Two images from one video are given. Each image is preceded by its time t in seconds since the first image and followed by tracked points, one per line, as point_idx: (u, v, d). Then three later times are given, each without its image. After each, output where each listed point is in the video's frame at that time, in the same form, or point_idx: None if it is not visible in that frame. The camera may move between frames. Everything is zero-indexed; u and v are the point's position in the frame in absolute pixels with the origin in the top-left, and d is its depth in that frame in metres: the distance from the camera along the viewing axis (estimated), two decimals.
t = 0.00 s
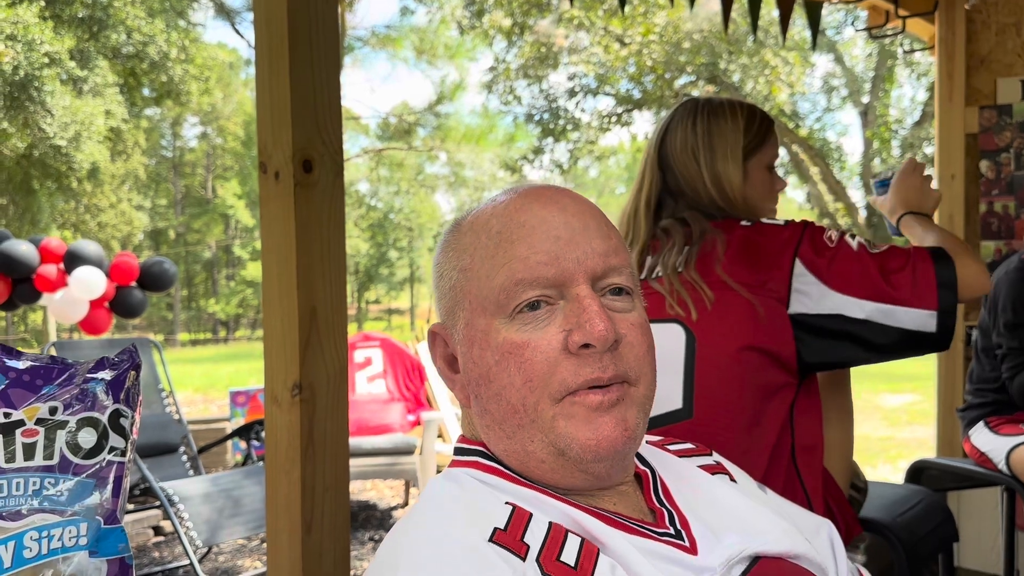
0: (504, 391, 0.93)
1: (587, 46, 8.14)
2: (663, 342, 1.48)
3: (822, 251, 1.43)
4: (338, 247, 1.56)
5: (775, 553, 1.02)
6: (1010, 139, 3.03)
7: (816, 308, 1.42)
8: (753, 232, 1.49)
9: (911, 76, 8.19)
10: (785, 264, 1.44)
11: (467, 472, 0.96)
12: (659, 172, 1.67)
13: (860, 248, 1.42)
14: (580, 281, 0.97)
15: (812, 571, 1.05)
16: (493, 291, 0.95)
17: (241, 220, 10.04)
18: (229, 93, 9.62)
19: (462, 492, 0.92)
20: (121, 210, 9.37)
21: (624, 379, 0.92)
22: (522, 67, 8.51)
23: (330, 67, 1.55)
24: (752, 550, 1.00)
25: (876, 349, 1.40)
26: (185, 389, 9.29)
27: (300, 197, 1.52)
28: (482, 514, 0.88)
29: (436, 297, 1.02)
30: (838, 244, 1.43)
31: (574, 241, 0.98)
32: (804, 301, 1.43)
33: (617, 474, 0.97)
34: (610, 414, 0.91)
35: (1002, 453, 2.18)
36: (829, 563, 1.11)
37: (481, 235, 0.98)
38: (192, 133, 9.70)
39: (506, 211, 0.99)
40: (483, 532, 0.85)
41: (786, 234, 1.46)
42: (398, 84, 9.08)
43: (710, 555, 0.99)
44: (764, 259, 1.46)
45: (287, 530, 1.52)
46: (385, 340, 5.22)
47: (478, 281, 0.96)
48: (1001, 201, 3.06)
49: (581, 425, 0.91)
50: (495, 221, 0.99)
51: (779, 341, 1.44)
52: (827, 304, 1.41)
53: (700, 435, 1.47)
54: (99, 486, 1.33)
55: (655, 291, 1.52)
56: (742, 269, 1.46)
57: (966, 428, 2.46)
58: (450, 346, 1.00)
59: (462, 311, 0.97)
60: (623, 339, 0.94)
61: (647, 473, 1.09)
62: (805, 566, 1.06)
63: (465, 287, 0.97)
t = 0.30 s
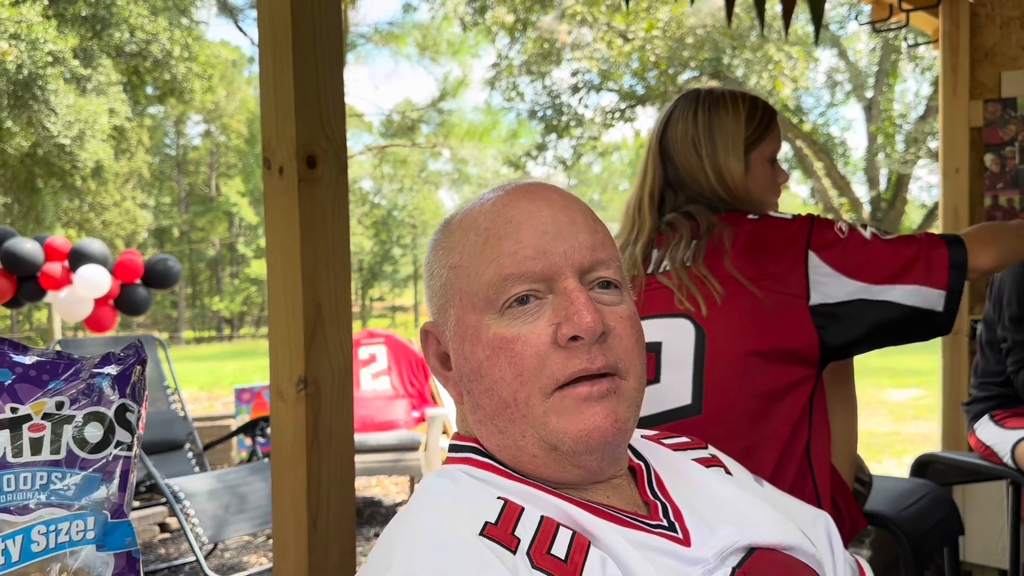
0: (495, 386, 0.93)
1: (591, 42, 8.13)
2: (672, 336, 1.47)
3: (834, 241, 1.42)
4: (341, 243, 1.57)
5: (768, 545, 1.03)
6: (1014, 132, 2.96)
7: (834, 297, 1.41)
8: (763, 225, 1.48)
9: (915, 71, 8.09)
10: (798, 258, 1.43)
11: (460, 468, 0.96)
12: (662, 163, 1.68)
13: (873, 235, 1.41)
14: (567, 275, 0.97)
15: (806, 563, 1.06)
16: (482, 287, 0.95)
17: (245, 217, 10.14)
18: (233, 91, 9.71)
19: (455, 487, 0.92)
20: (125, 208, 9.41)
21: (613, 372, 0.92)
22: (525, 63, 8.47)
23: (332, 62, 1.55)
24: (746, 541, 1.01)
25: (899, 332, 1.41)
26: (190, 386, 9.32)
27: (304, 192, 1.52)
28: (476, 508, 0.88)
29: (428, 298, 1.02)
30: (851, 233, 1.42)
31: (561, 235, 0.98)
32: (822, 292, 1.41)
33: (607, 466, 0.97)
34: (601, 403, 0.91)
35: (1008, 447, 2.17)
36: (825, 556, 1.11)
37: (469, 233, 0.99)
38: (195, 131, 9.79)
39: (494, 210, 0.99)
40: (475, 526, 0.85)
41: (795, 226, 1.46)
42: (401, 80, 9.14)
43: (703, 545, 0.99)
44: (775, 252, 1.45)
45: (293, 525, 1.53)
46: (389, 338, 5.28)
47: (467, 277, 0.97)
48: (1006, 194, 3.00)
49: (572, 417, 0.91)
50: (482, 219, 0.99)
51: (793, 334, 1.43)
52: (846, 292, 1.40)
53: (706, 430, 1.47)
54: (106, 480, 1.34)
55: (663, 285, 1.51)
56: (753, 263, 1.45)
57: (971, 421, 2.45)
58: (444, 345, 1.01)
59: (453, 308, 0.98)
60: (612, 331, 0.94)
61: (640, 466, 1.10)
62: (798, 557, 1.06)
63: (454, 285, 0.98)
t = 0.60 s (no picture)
0: (495, 386, 0.93)
1: (593, 39, 8.16)
2: (685, 332, 1.47)
3: (848, 246, 1.42)
4: (343, 242, 1.57)
5: (769, 543, 1.03)
6: (1016, 128, 2.96)
7: (849, 300, 1.40)
8: (780, 226, 1.48)
9: (918, 66, 8.06)
10: (815, 259, 1.43)
11: (462, 468, 0.97)
12: (672, 162, 1.67)
13: (883, 242, 1.42)
14: (568, 275, 0.97)
15: (807, 562, 1.06)
16: (484, 288, 0.95)
17: (248, 216, 10.14)
18: (235, 89, 9.68)
19: (456, 487, 0.92)
20: (129, 208, 9.41)
21: (615, 371, 0.92)
22: (528, 60, 8.50)
23: (332, 63, 1.55)
24: (747, 539, 1.01)
25: (911, 337, 1.40)
26: (194, 385, 9.33)
27: (306, 192, 1.52)
28: (477, 507, 0.89)
29: (430, 298, 1.03)
30: (865, 239, 1.42)
31: (561, 236, 0.98)
32: (837, 297, 1.41)
33: (607, 466, 0.97)
34: (601, 403, 0.91)
35: (1011, 443, 2.17)
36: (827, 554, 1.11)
37: (471, 234, 0.99)
38: (198, 130, 9.78)
39: (496, 210, 1.00)
40: (476, 526, 0.86)
41: (811, 228, 1.46)
42: (405, 78, 9.14)
43: (704, 544, 0.99)
44: (790, 253, 1.45)
45: (298, 524, 1.53)
46: (393, 335, 5.23)
47: (468, 278, 0.97)
48: (1009, 190, 3.00)
49: (572, 417, 0.91)
50: (484, 220, 0.99)
51: (807, 339, 1.42)
52: (860, 295, 1.39)
53: (715, 429, 1.47)
54: (110, 481, 1.34)
55: (677, 282, 1.51)
56: (768, 262, 1.45)
57: (974, 418, 2.45)
58: (445, 345, 1.01)
59: (454, 309, 0.98)
60: (612, 331, 0.94)
61: (643, 465, 1.10)
62: (799, 555, 1.06)
63: (456, 286, 0.98)
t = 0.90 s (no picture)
0: (509, 384, 0.94)
1: (594, 37, 8.17)
2: (688, 333, 1.47)
3: (854, 247, 1.42)
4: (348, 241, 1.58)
5: (779, 540, 1.04)
6: (1018, 124, 2.96)
7: (853, 301, 1.41)
8: (785, 226, 1.48)
9: (919, 62, 8.05)
10: (820, 259, 1.43)
11: (473, 464, 0.97)
12: (681, 157, 1.67)
13: (890, 242, 1.42)
14: (584, 275, 0.97)
15: (817, 559, 1.07)
16: (498, 287, 0.96)
17: (251, 215, 10.13)
18: (236, 89, 9.69)
19: (468, 483, 0.93)
20: (130, 208, 9.44)
21: (628, 371, 0.93)
22: (529, 58, 8.47)
23: (335, 63, 1.55)
24: (757, 537, 1.01)
25: (916, 339, 1.41)
26: (197, 384, 9.35)
27: (310, 192, 1.53)
28: (490, 505, 0.89)
29: (442, 293, 1.03)
30: (870, 240, 1.42)
31: (578, 235, 0.99)
32: (840, 297, 1.42)
33: (620, 463, 0.98)
34: (615, 401, 0.92)
35: (1014, 440, 2.18)
36: (836, 551, 1.12)
37: (486, 230, 0.99)
38: (199, 130, 9.79)
39: (512, 206, 1.00)
40: (490, 524, 0.86)
41: (817, 228, 1.46)
42: (406, 77, 9.12)
43: (715, 541, 1.00)
44: (795, 253, 1.45)
45: (301, 524, 1.54)
46: (395, 334, 5.24)
47: (483, 275, 0.97)
48: (1011, 187, 3.00)
49: (586, 415, 0.92)
50: (499, 216, 0.99)
51: (812, 339, 1.43)
52: (864, 297, 1.40)
53: (717, 429, 1.48)
54: (116, 481, 1.35)
55: (680, 281, 1.51)
56: (772, 262, 1.45)
57: (977, 415, 2.46)
58: (457, 341, 1.02)
59: (467, 305, 0.98)
60: (627, 332, 0.95)
61: (652, 462, 1.11)
62: (809, 553, 1.07)
63: (469, 282, 0.98)
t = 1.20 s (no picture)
0: (499, 388, 0.93)
1: (594, 36, 8.18)
2: (689, 337, 1.46)
3: (856, 231, 1.43)
4: (347, 242, 1.58)
5: (776, 540, 1.03)
6: (1018, 122, 2.97)
7: (857, 290, 1.41)
8: (785, 223, 1.47)
9: (919, 61, 8.02)
10: (820, 254, 1.43)
11: (467, 467, 0.97)
12: (717, 135, 1.62)
13: (893, 221, 1.43)
14: (568, 276, 0.98)
15: (814, 559, 1.06)
16: (484, 292, 0.96)
17: (251, 216, 10.12)
18: (236, 89, 9.69)
19: (462, 486, 0.93)
20: (131, 208, 9.45)
21: (618, 369, 0.93)
22: (529, 58, 8.48)
23: (334, 66, 1.55)
24: (753, 537, 1.01)
25: (926, 317, 1.42)
26: (198, 384, 9.36)
27: (310, 192, 1.53)
28: (484, 507, 0.89)
29: (431, 299, 1.03)
30: (871, 223, 1.43)
31: (560, 236, 0.99)
32: (843, 288, 1.42)
33: (613, 463, 0.98)
34: (604, 400, 0.92)
35: (1015, 438, 2.18)
36: (833, 550, 1.12)
37: (470, 236, 0.99)
38: (200, 130, 9.83)
39: (494, 211, 1.00)
40: (482, 526, 0.86)
41: (816, 222, 1.46)
42: (405, 77, 9.15)
43: (710, 541, 1.00)
44: (797, 249, 1.44)
45: (302, 525, 1.54)
46: (395, 334, 5.24)
47: (469, 281, 0.97)
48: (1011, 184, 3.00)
49: (576, 415, 0.92)
50: (482, 221, 0.99)
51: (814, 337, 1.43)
52: (867, 285, 1.41)
53: (722, 433, 1.47)
54: (116, 482, 1.35)
55: (680, 284, 1.49)
56: (773, 260, 1.45)
57: (978, 413, 2.45)
58: (448, 346, 1.01)
59: (455, 311, 0.98)
60: (614, 332, 0.95)
61: (647, 463, 1.11)
62: (805, 553, 1.06)
63: (456, 288, 0.98)
